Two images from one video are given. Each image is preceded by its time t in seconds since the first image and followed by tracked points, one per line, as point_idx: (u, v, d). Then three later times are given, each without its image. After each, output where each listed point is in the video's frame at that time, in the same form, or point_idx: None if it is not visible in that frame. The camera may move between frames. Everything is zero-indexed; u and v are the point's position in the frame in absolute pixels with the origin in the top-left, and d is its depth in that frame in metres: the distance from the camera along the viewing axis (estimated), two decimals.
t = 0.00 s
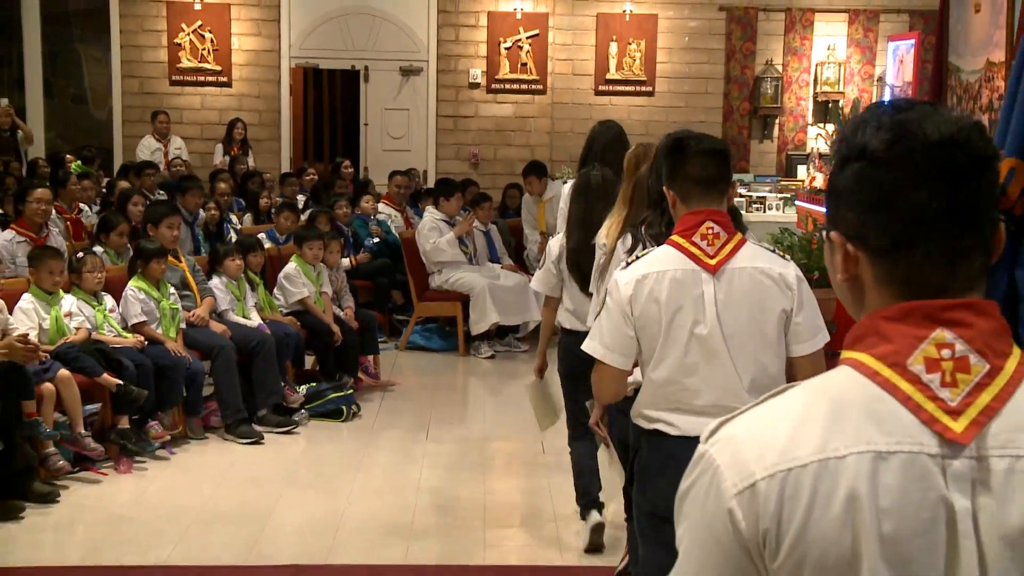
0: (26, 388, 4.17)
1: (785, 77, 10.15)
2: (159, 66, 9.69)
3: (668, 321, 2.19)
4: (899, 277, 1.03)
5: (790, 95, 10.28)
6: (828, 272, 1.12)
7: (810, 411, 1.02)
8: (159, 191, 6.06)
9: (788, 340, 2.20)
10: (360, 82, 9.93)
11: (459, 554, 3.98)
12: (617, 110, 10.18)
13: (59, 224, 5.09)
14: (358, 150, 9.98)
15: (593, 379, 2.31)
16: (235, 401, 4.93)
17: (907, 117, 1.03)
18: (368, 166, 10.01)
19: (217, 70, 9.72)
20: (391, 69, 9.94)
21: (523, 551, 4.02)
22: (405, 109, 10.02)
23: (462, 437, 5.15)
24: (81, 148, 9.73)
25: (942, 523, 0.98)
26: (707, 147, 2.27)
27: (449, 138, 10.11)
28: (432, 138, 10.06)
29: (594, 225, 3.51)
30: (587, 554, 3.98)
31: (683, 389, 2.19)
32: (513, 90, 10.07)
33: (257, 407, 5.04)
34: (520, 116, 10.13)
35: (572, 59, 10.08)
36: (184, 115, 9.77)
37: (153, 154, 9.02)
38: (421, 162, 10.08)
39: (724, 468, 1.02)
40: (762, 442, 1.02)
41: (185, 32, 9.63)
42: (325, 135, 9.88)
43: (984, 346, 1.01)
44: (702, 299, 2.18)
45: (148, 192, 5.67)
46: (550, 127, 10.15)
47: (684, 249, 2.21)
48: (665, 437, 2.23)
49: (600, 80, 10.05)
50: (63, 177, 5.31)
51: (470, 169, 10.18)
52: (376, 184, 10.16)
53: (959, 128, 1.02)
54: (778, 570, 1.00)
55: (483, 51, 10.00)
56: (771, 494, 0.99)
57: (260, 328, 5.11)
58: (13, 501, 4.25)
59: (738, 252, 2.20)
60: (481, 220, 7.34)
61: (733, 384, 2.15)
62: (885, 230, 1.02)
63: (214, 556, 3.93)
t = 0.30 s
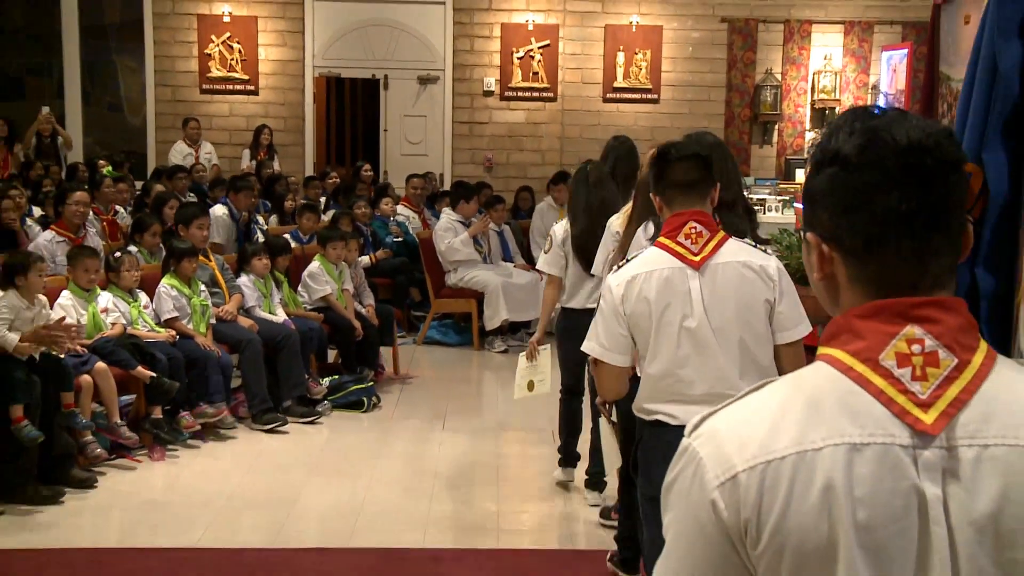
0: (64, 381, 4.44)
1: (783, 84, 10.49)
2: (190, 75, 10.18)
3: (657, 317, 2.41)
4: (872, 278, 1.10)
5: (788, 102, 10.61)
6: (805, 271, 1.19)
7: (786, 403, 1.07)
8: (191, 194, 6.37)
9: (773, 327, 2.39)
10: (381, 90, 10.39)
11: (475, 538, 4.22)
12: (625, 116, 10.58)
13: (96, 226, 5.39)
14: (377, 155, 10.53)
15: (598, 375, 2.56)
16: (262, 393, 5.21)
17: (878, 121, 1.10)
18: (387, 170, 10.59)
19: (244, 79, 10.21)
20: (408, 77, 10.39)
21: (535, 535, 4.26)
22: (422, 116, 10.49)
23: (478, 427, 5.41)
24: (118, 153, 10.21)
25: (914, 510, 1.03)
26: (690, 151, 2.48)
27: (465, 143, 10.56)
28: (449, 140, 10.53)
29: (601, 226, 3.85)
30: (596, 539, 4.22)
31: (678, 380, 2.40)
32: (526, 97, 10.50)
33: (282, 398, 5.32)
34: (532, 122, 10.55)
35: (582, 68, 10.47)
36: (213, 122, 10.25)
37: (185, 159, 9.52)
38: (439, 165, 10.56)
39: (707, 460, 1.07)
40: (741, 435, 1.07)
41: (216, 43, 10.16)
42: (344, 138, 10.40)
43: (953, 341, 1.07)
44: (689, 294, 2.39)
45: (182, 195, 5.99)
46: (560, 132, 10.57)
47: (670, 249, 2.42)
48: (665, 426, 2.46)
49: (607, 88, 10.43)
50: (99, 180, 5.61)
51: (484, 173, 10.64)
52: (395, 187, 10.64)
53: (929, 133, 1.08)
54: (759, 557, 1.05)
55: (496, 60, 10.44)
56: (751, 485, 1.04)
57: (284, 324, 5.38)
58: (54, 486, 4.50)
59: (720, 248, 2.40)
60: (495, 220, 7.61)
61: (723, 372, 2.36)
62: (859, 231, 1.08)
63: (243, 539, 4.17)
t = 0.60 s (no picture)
0: (106, 373, 4.73)
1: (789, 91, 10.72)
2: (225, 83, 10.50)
3: (664, 308, 2.65)
4: (861, 279, 1.17)
5: (793, 109, 10.84)
6: (797, 270, 1.27)
7: (782, 399, 1.15)
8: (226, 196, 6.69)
9: (773, 320, 2.60)
10: (405, 98, 10.70)
11: (495, 523, 4.47)
12: (638, 122, 10.84)
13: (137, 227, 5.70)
14: (402, 158, 10.81)
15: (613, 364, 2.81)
16: (293, 385, 5.50)
17: (866, 128, 1.18)
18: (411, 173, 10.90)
19: (276, 87, 10.55)
20: (432, 84, 10.68)
21: (551, 521, 4.50)
22: (445, 122, 10.77)
23: (497, 419, 5.67)
24: (158, 158, 10.62)
25: (903, 499, 1.11)
26: (701, 157, 2.73)
27: (484, 147, 10.81)
28: (469, 146, 10.79)
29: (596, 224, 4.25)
30: (609, 525, 4.46)
31: (684, 368, 2.62)
32: (543, 104, 10.75)
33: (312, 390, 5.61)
34: (550, 128, 10.79)
35: (597, 76, 10.72)
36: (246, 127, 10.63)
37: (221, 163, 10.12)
38: (460, 168, 10.83)
39: (707, 453, 1.14)
40: (739, 430, 1.14)
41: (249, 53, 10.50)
42: (372, 143, 10.70)
43: (937, 337, 1.15)
44: (694, 287, 2.61)
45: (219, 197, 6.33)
46: (576, 137, 10.82)
47: (678, 245, 2.66)
48: (675, 415, 2.67)
49: (621, 95, 10.68)
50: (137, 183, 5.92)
51: (503, 176, 10.89)
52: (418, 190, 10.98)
53: (912, 140, 1.15)
54: (757, 545, 1.12)
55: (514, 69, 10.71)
56: (749, 476, 1.11)
57: (314, 319, 5.67)
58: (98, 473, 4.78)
59: (724, 246, 2.62)
60: (514, 221, 7.89)
61: (725, 360, 2.58)
62: (848, 235, 1.16)
63: (275, 523, 4.42)
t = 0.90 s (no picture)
0: (147, 368, 5.01)
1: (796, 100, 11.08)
2: (260, 92, 10.99)
3: (689, 301, 2.82)
4: (859, 280, 1.23)
5: (799, 116, 11.20)
6: (797, 272, 1.32)
7: (784, 390, 1.20)
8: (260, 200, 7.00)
9: (788, 325, 2.79)
10: (429, 106, 11.19)
11: (515, 512, 4.69)
12: (651, 129, 11.25)
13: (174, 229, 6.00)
14: (426, 165, 11.31)
15: (627, 341, 2.95)
16: (323, 379, 5.81)
17: (859, 136, 1.23)
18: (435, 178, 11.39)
19: (307, 97, 10.99)
20: (455, 93, 11.18)
21: (568, 510, 4.72)
22: (467, 129, 11.25)
23: (517, 413, 5.92)
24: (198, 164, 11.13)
25: (899, 483, 1.16)
26: (748, 167, 2.86)
27: (505, 153, 11.26)
28: (491, 152, 11.26)
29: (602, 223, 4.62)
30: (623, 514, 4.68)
31: (703, 358, 2.81)
32: (560, 112, 11.18)
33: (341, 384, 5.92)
34: (567, 135, 11.23)
35: (612, 85, 11.14)
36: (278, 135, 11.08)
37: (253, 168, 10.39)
38: (482, 173, 11.31)
39: (712, 442, 1.20)
40: (742, 421, 1.20)
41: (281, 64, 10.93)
42: (398, 150, 11.17)
43: (931, 330, 1.20)
44: (721, 284, 2.79)
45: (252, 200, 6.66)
46: (592, 144, 11.26)
47: (712, 243, 2.82)
48: (686, 399, 2.88)
49: (635, 104, 11.09)
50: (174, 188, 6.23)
51: (523, 181, 11.34)
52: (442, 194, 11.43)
53: (902, 147, 1.21)
54: (761, 527, 1.18)
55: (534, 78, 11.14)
56: (753, 462, 1.17)
57: (342, 318, 5.99)
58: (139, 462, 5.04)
59: (755, 252, 2.80)
60: (534, 224, 8.18)
61: (742, 354, 2.78)
62: (844, 239, 1.21)
63: (305, 511, 4.65)
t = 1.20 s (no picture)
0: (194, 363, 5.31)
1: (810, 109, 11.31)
2: (300, 102, 11.51)
3: (719, 286, 3.07)
4: (880, 276, 1.34)
5: (814, 124, 11.41)
6: (825, 269, 1.43)
7: (809, 375, 1.33)
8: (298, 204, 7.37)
9: (809, 313, 3.06)
10: (460, 114, 11.62)
11: (539, 500, 4.96)
12: (670, 136, 11.61)
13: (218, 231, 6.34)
14: (456, 171, 11.75)
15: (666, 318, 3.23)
16: (358, 374, 6.12)
17: (883, 145, 1.34)
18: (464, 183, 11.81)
19: (345, 106, 11.50)
20: (484, 103, 11.60)
21: (590, 498, 4.99)
22: (496, 137, 11.66)
23: (543, 407, 6.21)
24: (241, 170, 11.63)
25: (912, 461, 1.28)
26: (782, 166, 3.09)
27: (531, 160, 11.65)
28: (518, 158, 11.67)
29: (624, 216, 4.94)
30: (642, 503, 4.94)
31: (728, 338, 3.08)
32: (583, 120, 11.57)
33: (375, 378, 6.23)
34: (590, 142, 11.60)
35: (633, 94, 11.54)
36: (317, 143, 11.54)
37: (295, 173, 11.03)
38: (510, 178, 11.71)
39: (742, 419, 1.34)
40: (771, 400, 1.33)
41: (321, 74, 11.44)
42: (429, 156, 11.62)
43: (946, 324, 1.31)
44: (749, 273, 3.04)
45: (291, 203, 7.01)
46: (614, 150, 11.63)
47: (744, 234, 3.06)
48: (708, 375, 3.17)
49: (655, 112, 11.47)
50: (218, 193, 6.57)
51: (549, 186, 11.72)
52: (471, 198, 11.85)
53: (923, 156, 1.32)
54: (783, 496, 1.31)
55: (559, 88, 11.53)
56: (777, 438, 1.30)
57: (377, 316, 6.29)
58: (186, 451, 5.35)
59: (782, 245, 3.04)
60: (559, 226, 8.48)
61: (763, 337, 3.05)
62: (867, 238, 1.32)
63: (342, 498, 4.94)
